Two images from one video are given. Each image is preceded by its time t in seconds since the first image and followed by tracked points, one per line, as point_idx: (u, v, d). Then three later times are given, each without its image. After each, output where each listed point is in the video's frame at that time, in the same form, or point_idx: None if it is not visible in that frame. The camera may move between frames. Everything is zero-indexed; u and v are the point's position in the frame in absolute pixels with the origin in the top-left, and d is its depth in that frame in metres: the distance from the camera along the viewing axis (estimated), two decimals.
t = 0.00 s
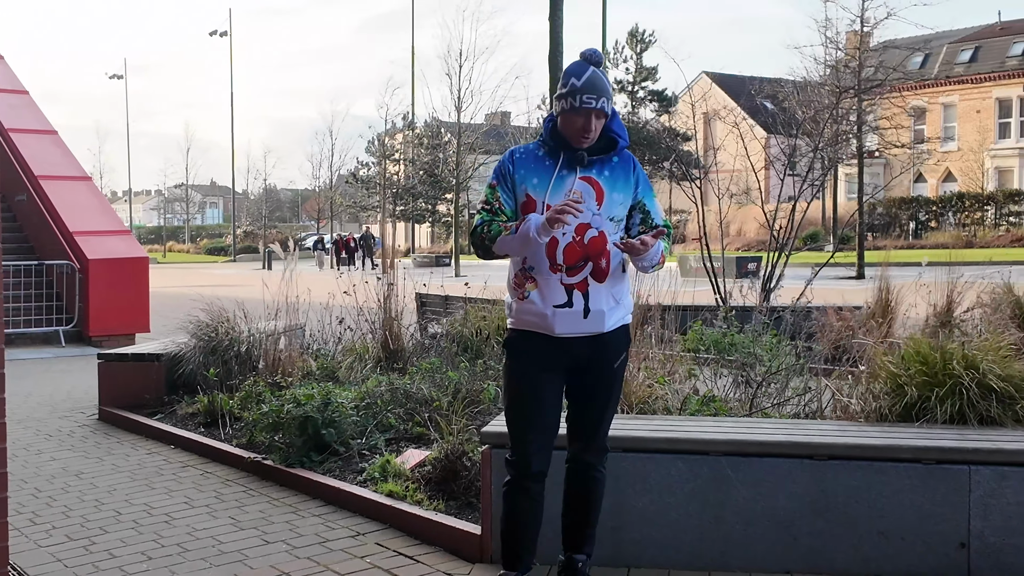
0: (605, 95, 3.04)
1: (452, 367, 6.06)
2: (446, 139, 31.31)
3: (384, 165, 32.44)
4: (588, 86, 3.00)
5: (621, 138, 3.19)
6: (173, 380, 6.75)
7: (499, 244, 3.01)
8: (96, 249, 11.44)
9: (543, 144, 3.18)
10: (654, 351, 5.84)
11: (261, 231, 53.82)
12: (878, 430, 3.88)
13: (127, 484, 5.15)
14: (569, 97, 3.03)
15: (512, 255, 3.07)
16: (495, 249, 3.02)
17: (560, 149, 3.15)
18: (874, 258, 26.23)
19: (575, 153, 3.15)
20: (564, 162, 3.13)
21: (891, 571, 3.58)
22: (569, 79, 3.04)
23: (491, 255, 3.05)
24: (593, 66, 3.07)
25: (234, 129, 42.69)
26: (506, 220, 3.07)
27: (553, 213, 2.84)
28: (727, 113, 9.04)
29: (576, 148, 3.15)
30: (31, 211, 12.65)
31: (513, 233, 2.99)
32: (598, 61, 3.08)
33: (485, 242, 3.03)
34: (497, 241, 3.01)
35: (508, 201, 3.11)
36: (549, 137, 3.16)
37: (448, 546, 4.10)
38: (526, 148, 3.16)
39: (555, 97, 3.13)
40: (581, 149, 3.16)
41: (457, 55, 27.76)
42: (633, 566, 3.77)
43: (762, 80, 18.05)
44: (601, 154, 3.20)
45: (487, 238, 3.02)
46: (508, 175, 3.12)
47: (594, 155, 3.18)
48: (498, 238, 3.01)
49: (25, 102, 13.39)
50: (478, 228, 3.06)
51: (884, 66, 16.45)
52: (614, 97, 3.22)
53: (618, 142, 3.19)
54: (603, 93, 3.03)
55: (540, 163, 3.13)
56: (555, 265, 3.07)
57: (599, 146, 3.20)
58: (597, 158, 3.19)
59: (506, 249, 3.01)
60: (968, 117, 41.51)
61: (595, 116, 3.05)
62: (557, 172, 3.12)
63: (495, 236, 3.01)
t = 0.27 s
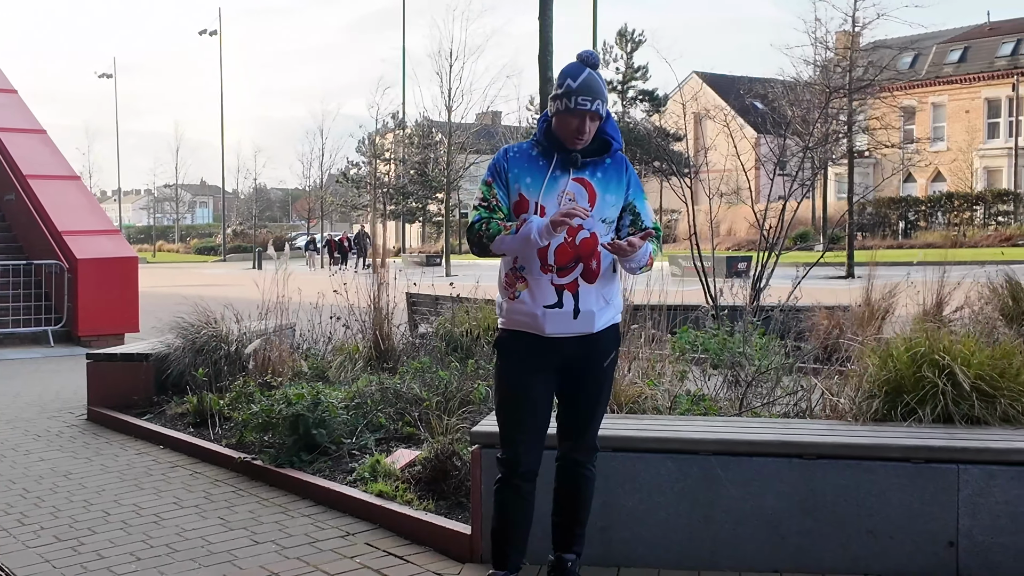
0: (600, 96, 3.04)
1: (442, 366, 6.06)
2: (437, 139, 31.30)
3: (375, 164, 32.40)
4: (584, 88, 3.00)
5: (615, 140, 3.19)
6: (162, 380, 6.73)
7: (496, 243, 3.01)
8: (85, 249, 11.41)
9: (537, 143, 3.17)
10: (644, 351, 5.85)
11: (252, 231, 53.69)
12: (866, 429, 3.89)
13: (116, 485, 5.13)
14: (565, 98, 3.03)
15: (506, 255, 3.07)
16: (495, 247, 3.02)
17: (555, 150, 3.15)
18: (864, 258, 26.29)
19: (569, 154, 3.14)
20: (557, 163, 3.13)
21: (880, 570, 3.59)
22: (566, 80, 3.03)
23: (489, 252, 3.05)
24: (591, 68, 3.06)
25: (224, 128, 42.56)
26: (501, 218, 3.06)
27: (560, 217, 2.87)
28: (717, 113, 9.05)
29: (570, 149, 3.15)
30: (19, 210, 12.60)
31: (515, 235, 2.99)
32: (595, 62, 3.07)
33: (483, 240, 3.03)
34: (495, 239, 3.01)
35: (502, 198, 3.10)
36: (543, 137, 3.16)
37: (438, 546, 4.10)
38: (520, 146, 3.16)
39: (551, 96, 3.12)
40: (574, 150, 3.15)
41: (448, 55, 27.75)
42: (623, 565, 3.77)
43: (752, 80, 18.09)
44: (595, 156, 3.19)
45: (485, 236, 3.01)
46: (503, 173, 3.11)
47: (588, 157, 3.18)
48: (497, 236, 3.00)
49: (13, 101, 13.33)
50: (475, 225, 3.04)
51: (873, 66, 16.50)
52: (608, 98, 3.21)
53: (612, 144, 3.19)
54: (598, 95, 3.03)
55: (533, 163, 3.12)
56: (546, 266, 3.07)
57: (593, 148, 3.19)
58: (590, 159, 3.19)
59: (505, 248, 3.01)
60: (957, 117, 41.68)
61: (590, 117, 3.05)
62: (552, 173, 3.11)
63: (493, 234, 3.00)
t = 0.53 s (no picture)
0: (583, 87, 3.05)
1: (433, 366, 6.05)
2: (428, 138, 31.28)
3: (366, 163, 32.35)
4: (566, 79, 3.02)
5: (606, 140, 3.19)
6: (151, 380, 6.71)
7: (486, 242, 3.01)
8: (74, 248, 11.36)
9: (528, 143, 3.18)
10: (635, 350, 5.87)
11: (242, 230, 53.54)
12: (855, 428, 3.90)
13: (104, 485, 5.10)
14: (550, 90, 3.05)
15: (497, 254, 3.07)
16: (484, 247, 3.02)
17: (545, 149, 3.15)
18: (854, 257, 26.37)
19: (559, 153, 3.14)
20: (548, 162, 3.13)
21: (869, 569, 3.60)
22: (551, 75, 3.06)
23: (478, 251, 3.05)
24: (578, 65, 3.09)
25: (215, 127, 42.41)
26: (492, 217, 3.07)
27: (551, 217, 2.88)
28: (707, 112, 9.06)
29: (559, 148, 3.15)
30: (8, 209, 12.53)
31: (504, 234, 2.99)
32: (583, 59, 3.10)
33: (473, 239, 3.03)
34: (485, 238, 3.01)
35: (492, 198, 3.10)
36: (533, 136, 3.16)
37: (428, 546, 4.10)
38: (511, 146, 3.16)
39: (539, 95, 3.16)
40: (564, 150, 3.15)
41: (439, 54, 27.74)
42: (612, 565, 3.77)
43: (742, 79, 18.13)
44: (585, 155, 3.18)
45: (476, 235, 3.02)
46: (493, 173, 3.11)
47: (579, 156, 3.17)
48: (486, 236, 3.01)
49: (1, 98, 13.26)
50: (465, 224, 3.05)
51: (862, 66, 16.56)
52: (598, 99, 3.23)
53: (603, 144, 3.18)
54: (582, 86, 3.04)
55: (524, 163, 3.12)
56: (536, 265, 3.06)
57: (584, 148, 3.19)
58: (581, 158, 3.18)
59: (495, 247, 3.01)
60: (946, 117, 41.88)
61: (573, 108, 3.06)
62: (541, 171, 3.11)
63: (484, 232, 3.01)
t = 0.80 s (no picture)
0: (566, 80, 3.07)
1: (423, 365, 6.04)
2: (418, 137, 31.25)
3: (357, 162, 32.28)
4: (548, 73, 3.05)
5: (594, 137, 3.18)
6: (140, 379, 6.68)
7: (474, 244, 3.01)
8: (62, 247, 11.31)
9: (516, 142, 3.18)
10: (625, 350, 5.90)
11: (232, 229, 53.36)
12: (845, 427, 3.91)
13: (93, 485, 5.08)
14: (533, 86, 3.08)
15: (485, 254, 3.07)
16: (472, 249, 3.02)
17: (533, 148, 3.15)
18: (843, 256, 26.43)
19: (547, 151, 3.14)
20: (536, 161, 3.13)
21: (859, 567, 3.61)
22: (535, 71, 3.09)
23: (467, 252, 3.05)
24: (559, 61, 3.12)
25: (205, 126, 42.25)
26: (480, 218, 3.07)
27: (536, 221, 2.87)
28: (697, 112, 9.07)
29: (547, 145, 3.15)
30: None
31: (491, 236, 2.99)
32: (564, 55, 3.13)
33: (461, 240, 3.03)
34: (472, 240, 3.01)
35: (481, 198, 3.10)
36: (521, 135, 3.17)
37: (418, 545, 4.09)
38: (499, 146, 3.16)
39: (525, 95, 3.18)
40: (552, 147, 3.15)
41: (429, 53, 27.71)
42: (602, 564, 3.77)
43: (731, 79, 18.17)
44: (573, 153, 3.17)
45: (464, 236, 3.02)
46: (482, 173, 3.11)
47: (567, 154, 3.16)
48: (474, 237, 3.01)
49: None
50: (454, 225, 3.05)
51: (851, 66, 16.60)
52: (585, 98, 3.25)
53: (591, 141, 3.18)
54: (565, 78, 3.06)
55: (512, 162, 3.12)
56: (527, 264, 3.06)
57: (572, 145, 3.19)
58: (570, 156, 3.17)
59: (483, 249, 3.01)
60: (935, 117, 42.06)
61: (558, 101, 3.07)
62: (529, 169, 3.11)
63: (472, 234, 3.01)
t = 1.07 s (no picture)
0: (553, 77, 3.08)
1: (414, 364, 6.04)
2: (410, 137, 31.24)
3: (349, 162, 32.23)
4: (534, 71, 3.06)
5: (583, 135, 3.18)
6: (131, 379, 6.67)
7: (462, 244, 3.01)
8: (53, 247, 11.27)
9: (505, 142, 3.18)
10: (617, 349, 5.91)
11: (224, 228, 53.22)
12: (835, 425, 3.92)
13: (83, 484, 5.06)
14: (519, 83, 3.08)
15: (474, 255, 3.07)
16: (458, 249, 3.02)
17: (522, 146, 3.15)
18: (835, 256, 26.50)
19: (536, 150, 3.14)
20: (525, 160, 3.13)
21: (850, 566, 3.62)
22: (521, 69, 3.10)
23: (455, 252, 3.05)
24: (546, 59, 3.13)
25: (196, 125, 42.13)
26: (468, 218, 3.07)
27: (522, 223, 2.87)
28: (688, 111, 9.08)
29: (536, 144, 3.15)
30: None
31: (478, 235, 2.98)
32: (551, 53, 3.14)
33: (449, 240, 3.04)
34: (459, 240, 3.01)
35: (469, 197, 3.11)
36: (510, 134, 3.17)
37: (409, 545, 4.09)
38: (488, 146, 3.17)
39: (513, 95, 3.19)
40: (541, 146, 3.15)
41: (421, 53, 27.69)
42: (594, 562, 3.77)
43: (722, 79, 18.20)
44: (563, 151, 3.17)
45: (451, 236, 3.03)
46: (470, 172, 3.12)
47: (556, 153, 3.17)
48: (461, 237, 3.01)
49: None
50: (442, 225, 3.06)
51: (841, 66, 16.65)
52: (574, 97, 3.25)
53: (580, 139, 3.18)
54: (551, 75, 3.06)
55: (501, 161, 3.12)
56: (516, 263, 3.06)
57: (561, 144, 3.19)
58: (559, 155, 3.17)
59: (470, 249, 3.00)
60: (926, 116, 42.22)
61: (545, 98, 3.08)
62: (518, 168, 3.11)
63: (458, 234, 3.01)
